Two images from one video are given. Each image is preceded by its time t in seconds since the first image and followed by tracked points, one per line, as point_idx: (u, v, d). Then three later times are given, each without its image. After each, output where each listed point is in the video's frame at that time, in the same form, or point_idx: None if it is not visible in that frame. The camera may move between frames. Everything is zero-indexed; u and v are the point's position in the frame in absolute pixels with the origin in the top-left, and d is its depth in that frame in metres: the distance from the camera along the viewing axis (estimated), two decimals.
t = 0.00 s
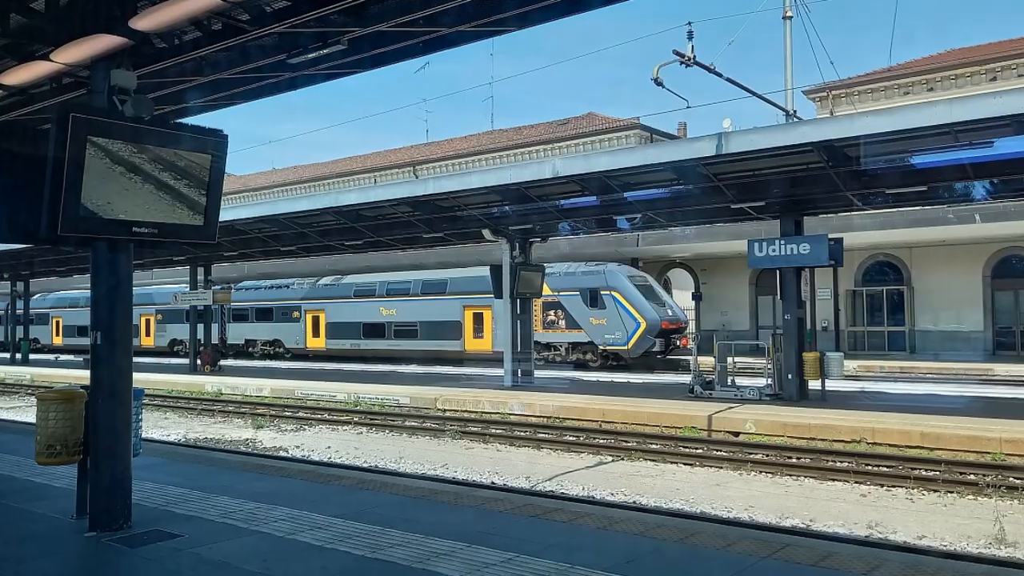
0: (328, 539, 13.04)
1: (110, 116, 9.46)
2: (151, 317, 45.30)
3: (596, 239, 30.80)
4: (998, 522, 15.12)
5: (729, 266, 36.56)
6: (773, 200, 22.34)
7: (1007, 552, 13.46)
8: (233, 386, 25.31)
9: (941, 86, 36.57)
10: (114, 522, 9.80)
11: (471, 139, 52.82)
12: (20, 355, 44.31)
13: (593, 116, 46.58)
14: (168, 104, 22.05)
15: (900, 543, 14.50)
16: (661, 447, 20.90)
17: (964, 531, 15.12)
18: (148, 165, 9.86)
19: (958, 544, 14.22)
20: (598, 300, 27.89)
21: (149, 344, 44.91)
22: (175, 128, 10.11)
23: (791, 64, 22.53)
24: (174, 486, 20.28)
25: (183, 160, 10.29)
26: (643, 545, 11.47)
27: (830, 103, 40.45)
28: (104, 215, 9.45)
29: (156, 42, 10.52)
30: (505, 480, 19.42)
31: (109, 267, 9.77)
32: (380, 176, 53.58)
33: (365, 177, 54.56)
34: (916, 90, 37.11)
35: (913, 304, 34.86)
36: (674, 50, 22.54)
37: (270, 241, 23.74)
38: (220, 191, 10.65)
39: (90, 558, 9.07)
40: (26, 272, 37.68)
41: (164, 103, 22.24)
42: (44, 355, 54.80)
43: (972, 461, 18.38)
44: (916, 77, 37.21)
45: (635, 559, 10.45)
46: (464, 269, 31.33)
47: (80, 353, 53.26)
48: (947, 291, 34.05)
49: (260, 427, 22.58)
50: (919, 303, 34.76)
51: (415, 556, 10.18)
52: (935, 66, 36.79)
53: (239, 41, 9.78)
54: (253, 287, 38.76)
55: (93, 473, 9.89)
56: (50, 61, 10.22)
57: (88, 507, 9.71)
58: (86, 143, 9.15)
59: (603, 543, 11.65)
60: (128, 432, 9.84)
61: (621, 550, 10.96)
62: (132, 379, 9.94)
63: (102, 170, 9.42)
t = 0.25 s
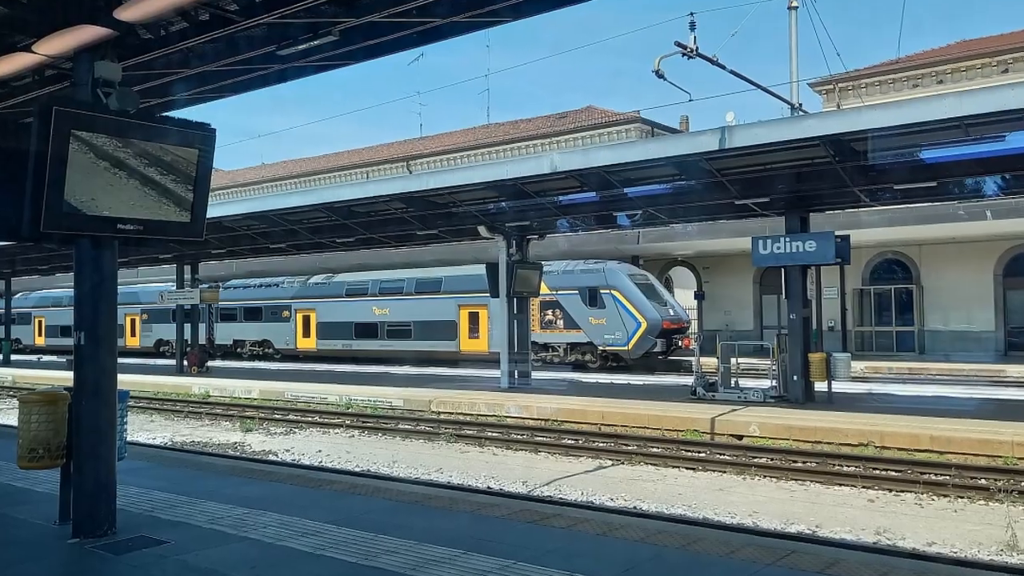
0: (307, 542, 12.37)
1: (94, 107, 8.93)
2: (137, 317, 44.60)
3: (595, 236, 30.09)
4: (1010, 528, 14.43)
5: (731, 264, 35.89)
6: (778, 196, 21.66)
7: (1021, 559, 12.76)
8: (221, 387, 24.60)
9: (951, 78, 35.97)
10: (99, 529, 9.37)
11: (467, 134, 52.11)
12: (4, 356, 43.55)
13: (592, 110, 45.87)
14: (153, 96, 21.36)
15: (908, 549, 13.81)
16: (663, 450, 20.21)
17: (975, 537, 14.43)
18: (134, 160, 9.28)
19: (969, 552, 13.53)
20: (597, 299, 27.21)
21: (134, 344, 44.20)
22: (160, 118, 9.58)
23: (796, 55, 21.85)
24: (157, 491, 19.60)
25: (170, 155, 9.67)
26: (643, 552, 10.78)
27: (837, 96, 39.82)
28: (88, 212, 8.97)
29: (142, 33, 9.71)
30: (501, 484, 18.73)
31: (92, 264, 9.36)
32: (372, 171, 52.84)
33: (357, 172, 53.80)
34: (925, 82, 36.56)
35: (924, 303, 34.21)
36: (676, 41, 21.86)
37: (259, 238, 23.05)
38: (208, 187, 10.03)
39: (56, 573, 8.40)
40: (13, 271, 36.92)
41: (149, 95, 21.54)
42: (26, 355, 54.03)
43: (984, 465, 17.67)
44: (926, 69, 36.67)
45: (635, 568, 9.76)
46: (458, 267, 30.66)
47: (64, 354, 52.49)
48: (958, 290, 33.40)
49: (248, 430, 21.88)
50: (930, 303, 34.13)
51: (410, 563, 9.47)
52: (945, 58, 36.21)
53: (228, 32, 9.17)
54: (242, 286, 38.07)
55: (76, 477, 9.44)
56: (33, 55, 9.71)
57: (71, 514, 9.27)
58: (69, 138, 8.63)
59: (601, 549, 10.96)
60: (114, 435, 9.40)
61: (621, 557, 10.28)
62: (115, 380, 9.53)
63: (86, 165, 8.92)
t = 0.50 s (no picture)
0: (276, 541, 11.66)
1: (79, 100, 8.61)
2: (120, 316, 43.85)
3: (594, 233, 29.41)
4: None
5: (734, 262, 35.23)
6: (784, 192, 20.98)
7: None
8: (209, 389, 23.90)
9: (962, 70, 35.35)
10: (82, 535, 8.98)
11: (462, 127, 51.37)
12: None
13: (591, 103, 45.14)
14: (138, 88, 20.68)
15: (917, 556, 13.11)
16: (664, 454, 19.52)
17: (987, 544, 13.73)
18: (119, 155, 8.96)
19: (979, 559, 12.83)
20: (597, 298, 26.56)
21: (118, 344, 43.48)
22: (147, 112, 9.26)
23: (802, 45, 21.16)
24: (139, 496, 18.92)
25: (155, 149, 9.38)
26: (643, 561, 10.10)
27: (844, 89, 39.20)
28: (72, 208, 8.65)
29: (127, 24, 9.04)
30: (497, 489, 18.04)
31: (76, 263, 8.88)
32: (364, 165, 52.05)
33: (350, 167, 53.07)
34: (935, 74, 35.95)
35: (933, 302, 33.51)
36: (678, 32, 21.18)
37: (248, 235, 22.38)
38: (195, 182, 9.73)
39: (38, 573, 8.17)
40: None
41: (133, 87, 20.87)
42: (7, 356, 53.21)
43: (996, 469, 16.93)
44: (935, 60, 36.04)
45: None
46: (452, 265, 29.99)
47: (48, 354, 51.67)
48: (970, 289, 32.72)
49: (236, 433, 21.17)
50: (939, 301, 33.41)
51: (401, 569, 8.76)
52: (954, 49, 35.62)
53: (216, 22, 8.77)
54: (229, 284, 37.33)
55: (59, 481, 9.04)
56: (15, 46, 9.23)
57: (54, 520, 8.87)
58: (52, 131, 8.32)
59: (600, 557, 10.28)
60: (99, 437, 8.99)
61: (620, 564, 9.61)
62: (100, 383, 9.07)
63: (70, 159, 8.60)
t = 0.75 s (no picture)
0: (263, 549, 11.04)
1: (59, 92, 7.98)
2: (103, 316, 43.10)
3: (593, 230, 28.71)
4: None
5: (737, 260, 34.57)
6: (789, 187, 20.28)
7: None
8: (195, 392, 23.20)
9: (973, 61, 34.78)
10: (64, 542, 8.48)
11: (458, 120, 50.66)
12: None
13: (588, 95, 44.43)
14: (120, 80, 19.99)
15: (927, 564, 12.43)
16: (666, 459, 18.83)
17: (999, 551, 13.06)
18: (101, 149, 8.27)
19: (991, 566, 12.14)
20: (597, 297, 25.89)
21: (101, 345, 42.73)
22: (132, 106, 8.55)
23: (808, 35, 20.47)
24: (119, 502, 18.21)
25: (139, 144, 8.61)
26: (646, 571, 9.42)
27: (850, 81, 38.62)
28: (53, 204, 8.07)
29: (111, 13, 8.56)
30: (493, 495, 17.35)
31: (57, 260, 8.28)
32: (355, 160, 51.27)
33: (342, 162, 52.33)
34: (944, 65, 35.42)
35: (944, 300, 32.80)
36: (680, 22, 20.49)
37: (235, 232, 21.69)
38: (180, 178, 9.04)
39: None
40: None
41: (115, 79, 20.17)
42: None
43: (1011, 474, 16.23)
44: (944, 51, 35.42)
45: None
46: (446, 263, 29.30)
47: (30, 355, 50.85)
48: (982, 287, 32.09)
49: (224, 437, 20.48)
50: (951, 300, 32.72)
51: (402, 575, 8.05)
52: (963, 40, 35.07)
53: (199, 13, 8.40)
54: (216, 283, 36.56)
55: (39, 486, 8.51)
56: None
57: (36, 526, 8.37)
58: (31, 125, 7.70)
59: (600, 567, 9.58)
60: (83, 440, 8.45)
61: None
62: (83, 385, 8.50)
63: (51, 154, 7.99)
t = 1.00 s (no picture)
0: (251, 557, 10.45)
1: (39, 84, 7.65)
2: (87, 315, 42.38)
3: (593, 227, 28.03)
4: None
5: (741, 259, 33.91)
6: (795, 183, 19.61)
7: None
8: (180, 394, 22.52)
9: (986, 53, 34.18)
10: (44, 548, 8.05)
11: (452, 112, 49.91)
12: None
13: (588, 88, 43.73)
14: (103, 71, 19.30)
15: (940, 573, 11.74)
16: (668, 463, 18.15)
17: (1016, 559, 12.38)
18: (84, 143, 7.99)
19: None
20: (596, 296, 25.21)
21: (83, 345, 42.03)
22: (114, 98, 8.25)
23: (814, 25, 19.80)
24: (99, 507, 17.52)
25: (121, 137, 8.30)
26: None
27: (858, 72, 37.98)
28: (33, 201, 7.70)
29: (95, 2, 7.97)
30: (489, 501, 16.67)
31: (37, 258, 7.93)
32: (347, 155, 50.57)
33: (333, 156, 51.61)
34: (956, 57, 34.81)
35: (955, 299, 32.09)
36: (683, 11, 19.82)
37: (222, 228, 21.02)
38: (165, 172, 8.62)
39: None
40: None
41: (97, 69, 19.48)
42: None
43: None
44: (957, 41, 34.83)
45: None
46: (440, 261, 28.63)
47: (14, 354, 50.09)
48: (995, 287, 31.41)
49: (210, 440, 19.80)
50: (962, 299, 32.03)
51: None
52: (975, 30, 34.49)
53: None
54: (202, 282, 35.85)
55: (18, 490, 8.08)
56: None
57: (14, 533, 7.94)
58: (10, 119, 7.40)
59: None
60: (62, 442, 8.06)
61: None
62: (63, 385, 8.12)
63: (31, 150, 7.67)
